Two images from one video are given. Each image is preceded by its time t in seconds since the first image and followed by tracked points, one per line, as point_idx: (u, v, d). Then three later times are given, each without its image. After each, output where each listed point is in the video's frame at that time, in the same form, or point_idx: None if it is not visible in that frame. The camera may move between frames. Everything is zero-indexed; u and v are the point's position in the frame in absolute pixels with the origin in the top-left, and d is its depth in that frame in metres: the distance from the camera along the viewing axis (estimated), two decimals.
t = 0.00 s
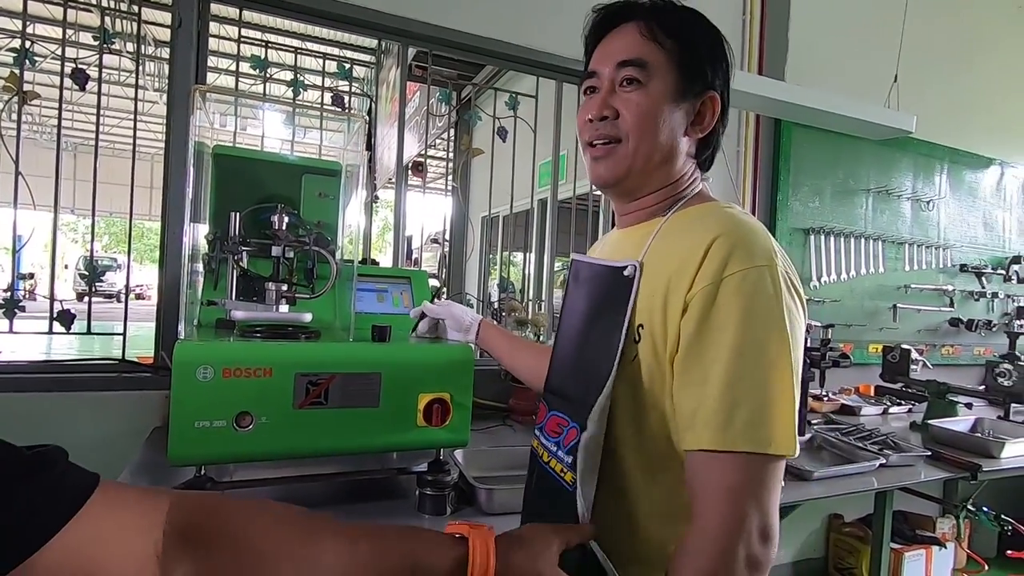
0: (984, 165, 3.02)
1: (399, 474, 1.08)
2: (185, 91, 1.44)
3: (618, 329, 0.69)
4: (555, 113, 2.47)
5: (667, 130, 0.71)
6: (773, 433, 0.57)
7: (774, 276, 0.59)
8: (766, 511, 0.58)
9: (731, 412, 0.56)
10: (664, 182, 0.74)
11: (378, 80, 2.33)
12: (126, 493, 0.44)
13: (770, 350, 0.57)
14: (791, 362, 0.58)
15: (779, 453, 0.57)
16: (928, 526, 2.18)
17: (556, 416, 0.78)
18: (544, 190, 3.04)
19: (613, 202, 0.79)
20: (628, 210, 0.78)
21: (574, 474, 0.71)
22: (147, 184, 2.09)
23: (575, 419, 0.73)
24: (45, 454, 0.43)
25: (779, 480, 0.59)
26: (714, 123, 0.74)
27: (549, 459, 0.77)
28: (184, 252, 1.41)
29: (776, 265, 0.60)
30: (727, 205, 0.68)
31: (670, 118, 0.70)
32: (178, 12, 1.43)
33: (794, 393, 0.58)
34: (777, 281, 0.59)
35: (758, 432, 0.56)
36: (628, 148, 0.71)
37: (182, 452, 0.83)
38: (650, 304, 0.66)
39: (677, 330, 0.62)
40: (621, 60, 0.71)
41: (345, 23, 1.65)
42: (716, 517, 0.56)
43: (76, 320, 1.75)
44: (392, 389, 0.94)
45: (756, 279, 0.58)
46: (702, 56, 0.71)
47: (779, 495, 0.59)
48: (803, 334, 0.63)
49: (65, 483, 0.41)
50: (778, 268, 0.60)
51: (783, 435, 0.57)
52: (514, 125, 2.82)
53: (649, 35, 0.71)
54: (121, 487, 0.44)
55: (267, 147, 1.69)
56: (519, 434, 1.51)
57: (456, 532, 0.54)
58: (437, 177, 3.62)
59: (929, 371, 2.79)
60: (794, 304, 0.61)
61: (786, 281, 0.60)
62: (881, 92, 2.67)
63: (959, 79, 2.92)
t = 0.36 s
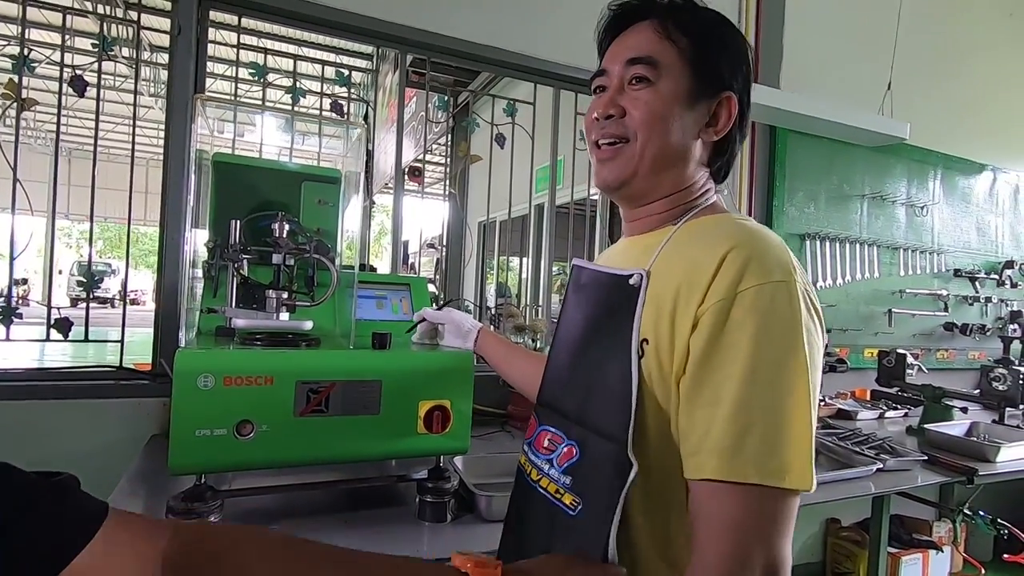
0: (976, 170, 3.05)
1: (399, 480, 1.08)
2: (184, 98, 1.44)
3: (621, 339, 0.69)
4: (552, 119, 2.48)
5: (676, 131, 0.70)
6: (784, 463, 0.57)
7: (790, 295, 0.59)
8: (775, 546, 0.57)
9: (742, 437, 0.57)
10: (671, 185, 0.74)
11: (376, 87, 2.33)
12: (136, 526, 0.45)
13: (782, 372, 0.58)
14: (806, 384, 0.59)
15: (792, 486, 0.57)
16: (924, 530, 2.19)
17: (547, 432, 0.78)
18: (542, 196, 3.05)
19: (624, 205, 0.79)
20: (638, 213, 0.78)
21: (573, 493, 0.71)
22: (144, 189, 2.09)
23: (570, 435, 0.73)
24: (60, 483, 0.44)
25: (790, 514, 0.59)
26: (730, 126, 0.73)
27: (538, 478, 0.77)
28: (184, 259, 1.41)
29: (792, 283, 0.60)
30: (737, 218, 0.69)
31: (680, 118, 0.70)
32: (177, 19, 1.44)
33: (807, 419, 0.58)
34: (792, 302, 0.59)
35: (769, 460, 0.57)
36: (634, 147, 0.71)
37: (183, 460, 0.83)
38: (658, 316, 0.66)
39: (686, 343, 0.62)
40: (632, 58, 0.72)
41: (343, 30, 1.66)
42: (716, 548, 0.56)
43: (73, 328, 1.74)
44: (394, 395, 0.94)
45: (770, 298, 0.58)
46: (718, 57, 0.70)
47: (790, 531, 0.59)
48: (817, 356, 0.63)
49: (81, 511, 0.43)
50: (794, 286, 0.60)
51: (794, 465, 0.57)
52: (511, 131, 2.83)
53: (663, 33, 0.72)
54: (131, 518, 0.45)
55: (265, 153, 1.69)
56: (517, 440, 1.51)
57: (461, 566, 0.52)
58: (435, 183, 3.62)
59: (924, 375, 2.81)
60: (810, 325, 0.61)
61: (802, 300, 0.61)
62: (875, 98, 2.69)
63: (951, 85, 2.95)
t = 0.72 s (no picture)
0: (971, 178, 3.07)
1: (398, 488, 1.08)
2: (185, 107, 1.45)
3: (631, 352, 0.69)
4: (550, 127, 2.49)
5: (673, 134, 0.70)
6: (824, 492, 0.56)
7: (815, 315, 0.58)
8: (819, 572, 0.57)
9: (779, 471, 0.56)
10: (672, 189, 0.74)
11: (375, 95, 2.35)
12: None
13: (814, 398, 0.57)
14: (839, 407, 0.58)
15: (833, 513, 0.56)
16: (924, 537, 2.19)
17: (546, 453, 0.78)
18: (540, 203, 3.07)
19: (622, 214, 0.79)
20: (639, 222, 0.79)
21: (582, 519, 0.71)
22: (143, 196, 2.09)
23: (575, 457, 0.74)
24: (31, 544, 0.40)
25: (829, 537, 0.58)
26: (730, 123, 0.73)
27: (539, 502, 0.77)
28: (185, 267, 1.42)
29: (815, 300, 0.59)
30: (752, 229, 0.68)
31: (675, 120, 0.70)
32: (178, 28, 1.45)
33: (842, 441, 0.58)
34: (817, 323, 0.58)
35: (809, 491, 0.56)
36: (630, 154, 0.71)
37: (182, 469, 0.83)
38: (676, 338, 0.65)
39: (708, 368, 0.61)
40: (623, 61, 0.72)
41: (342, 39, 1.66)
42: None
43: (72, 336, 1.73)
44: (393, 404, 0.94)
45: (795, 321, 0.57)
46: (712, 53, 0.70)
47: (830, 554, 0.58)
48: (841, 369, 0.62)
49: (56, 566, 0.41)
50: (818, 304, 0.59)
51: (833, 492, 0.56)
52: (510, 139, 2.84)
53: (654, 32, 0.71)
54: None
55: (264, 162, 1.70)
56: (517, 448, 1.51)
57: None
58: (433, 190, 3.63)
59: (922, 382, 2.82)
60: (835, 341, 0.60)
61: (826, 317, 0.59)
62: (870, 106, 2.71)
63: (945, 94, 2.97)
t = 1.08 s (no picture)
0: (971, 186, 3.08)
1: (400, 497, 1.07)
2: (189, 116, 1.46)
3: (626, 360, 0.69)
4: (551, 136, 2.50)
5: (611, 142, 0.70)
6: (811, 499, 0.56)
7: (799, 319, 0.58)
8: None
9: (763, 477, 0.55)
10: (638, 193, 0.73)
11: (377, 103, 2.36)
12: None
13: (799, 403, 0.56)
14: (825, 412, 0.57)
15: (822, 519, 0.56)
16: (926, 546, 2.18)
17: (551, 463, 0.79)
18: (541, 211, 3.07)
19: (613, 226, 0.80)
20: (626, 231, 0.78)
21: (584, 530, 0.72)
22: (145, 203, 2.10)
23: (579, 468, 0.74)
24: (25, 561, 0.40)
25: (820, 545, 0.58)
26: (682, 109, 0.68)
27: (546, 513, 0.78)
28: (188, 273, 1.42)
29: (801, 301, 0.59)
30: (742, 229, 0.67)
31: (611, 128, 0.70)
32: (182, 38, 1.46)
33: (830, 447, 0.57)
34: (802, 327, 0.58)
35: (795, 498, 0.55)
36: (580, 173, 0.74)
37: (184, 477, 0.83)
38: (664, 341, 0.65)
39: (694, 370, 0.61)
40: (563, 87, 0.75)
41: (344, 48, 1.67)
42: None
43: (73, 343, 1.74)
44: (395, 412, 0.94)
45: (778, 326, 0.57)
46: (643, 52, 0.68)
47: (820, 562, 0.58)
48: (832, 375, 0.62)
49: None
50: (803, 308, 0.58)
51: (818, 495, 0.56)
52: (511, 147, 2.85)
53: (586, 52, 0.73)
54: None
55: (267, 170, 1.71)
56: (518, 456, 1.51)
57: None
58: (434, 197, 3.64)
59: (923, 390, 2.81)
60: (823, 346, 0.59)
61: (813, 320, 0.59)
62: (869, 115, 2.73)
63: (944, 103, 2.98)
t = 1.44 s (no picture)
0: (975, 193, 3.07)
1: (403, 503, 1.07)
2: (195, 122, 1.47)
3: (625, 365, 0.69)
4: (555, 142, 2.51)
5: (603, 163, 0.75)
6: (775, 497, 0.55)
7: (782, 317, 0.58)
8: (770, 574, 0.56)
9: (732, 461, 0.55)
10: (635, 204, 0.76)
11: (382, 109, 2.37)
12: None
13: (772, 399, 0.56)
14: (801, 410, 0.57)
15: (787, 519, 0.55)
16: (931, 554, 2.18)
17: (561, 451, 0.79)
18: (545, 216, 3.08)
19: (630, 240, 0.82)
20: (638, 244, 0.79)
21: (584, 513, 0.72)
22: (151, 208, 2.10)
23: (581, 456, 0.75)
24: None
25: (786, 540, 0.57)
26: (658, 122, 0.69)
27: (554, 497, 0.79)
28: (193, 277, 1.43)
29: (783, 304, 0.58)
30: (739, 238, 0.67)
31: (602, 151, 0.75)
32: (190, 45, 1.47)
33: (802, 446, 0.56)
34: (782, 327, 0.57)
35: (760, 485, 0.55)
36: (586, 194, 0.80)
37: (187, 482, 0.83)
38: (655, 340, 0.66)
39: (679, 369, 0.62)
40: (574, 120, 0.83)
41: (349, 54, 1.69)
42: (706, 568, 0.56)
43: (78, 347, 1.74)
44: (399, 417, 0.94)
45: (759, 321, 0.57)
46: (623, 78, 0.72)
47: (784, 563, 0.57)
48: (813, 380, 0.61)
49: None
50: (787, 307, 0.58)
51: (785, 497, 0.55)
52: (516, 154, 2.86)
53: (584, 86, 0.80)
54: None
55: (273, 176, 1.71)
56: (521, 462, 1.51)
57: None
58: (438, 202, 3.65)
59: (928, 397, 2.80)
60: (804, 350, 0.59)
61: (795, 320, 0.59)
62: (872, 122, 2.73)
63: (947, 110, 2.99)
